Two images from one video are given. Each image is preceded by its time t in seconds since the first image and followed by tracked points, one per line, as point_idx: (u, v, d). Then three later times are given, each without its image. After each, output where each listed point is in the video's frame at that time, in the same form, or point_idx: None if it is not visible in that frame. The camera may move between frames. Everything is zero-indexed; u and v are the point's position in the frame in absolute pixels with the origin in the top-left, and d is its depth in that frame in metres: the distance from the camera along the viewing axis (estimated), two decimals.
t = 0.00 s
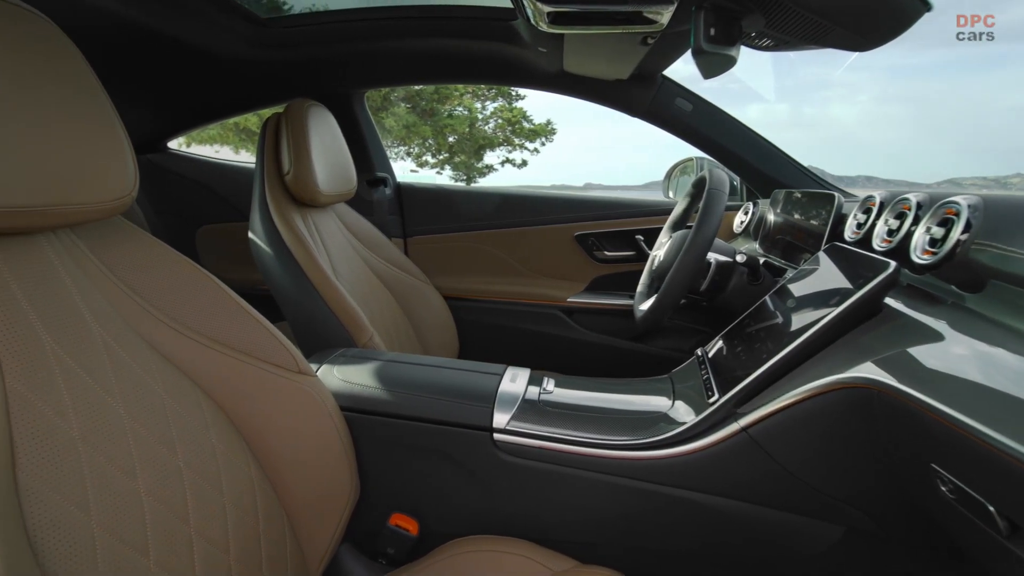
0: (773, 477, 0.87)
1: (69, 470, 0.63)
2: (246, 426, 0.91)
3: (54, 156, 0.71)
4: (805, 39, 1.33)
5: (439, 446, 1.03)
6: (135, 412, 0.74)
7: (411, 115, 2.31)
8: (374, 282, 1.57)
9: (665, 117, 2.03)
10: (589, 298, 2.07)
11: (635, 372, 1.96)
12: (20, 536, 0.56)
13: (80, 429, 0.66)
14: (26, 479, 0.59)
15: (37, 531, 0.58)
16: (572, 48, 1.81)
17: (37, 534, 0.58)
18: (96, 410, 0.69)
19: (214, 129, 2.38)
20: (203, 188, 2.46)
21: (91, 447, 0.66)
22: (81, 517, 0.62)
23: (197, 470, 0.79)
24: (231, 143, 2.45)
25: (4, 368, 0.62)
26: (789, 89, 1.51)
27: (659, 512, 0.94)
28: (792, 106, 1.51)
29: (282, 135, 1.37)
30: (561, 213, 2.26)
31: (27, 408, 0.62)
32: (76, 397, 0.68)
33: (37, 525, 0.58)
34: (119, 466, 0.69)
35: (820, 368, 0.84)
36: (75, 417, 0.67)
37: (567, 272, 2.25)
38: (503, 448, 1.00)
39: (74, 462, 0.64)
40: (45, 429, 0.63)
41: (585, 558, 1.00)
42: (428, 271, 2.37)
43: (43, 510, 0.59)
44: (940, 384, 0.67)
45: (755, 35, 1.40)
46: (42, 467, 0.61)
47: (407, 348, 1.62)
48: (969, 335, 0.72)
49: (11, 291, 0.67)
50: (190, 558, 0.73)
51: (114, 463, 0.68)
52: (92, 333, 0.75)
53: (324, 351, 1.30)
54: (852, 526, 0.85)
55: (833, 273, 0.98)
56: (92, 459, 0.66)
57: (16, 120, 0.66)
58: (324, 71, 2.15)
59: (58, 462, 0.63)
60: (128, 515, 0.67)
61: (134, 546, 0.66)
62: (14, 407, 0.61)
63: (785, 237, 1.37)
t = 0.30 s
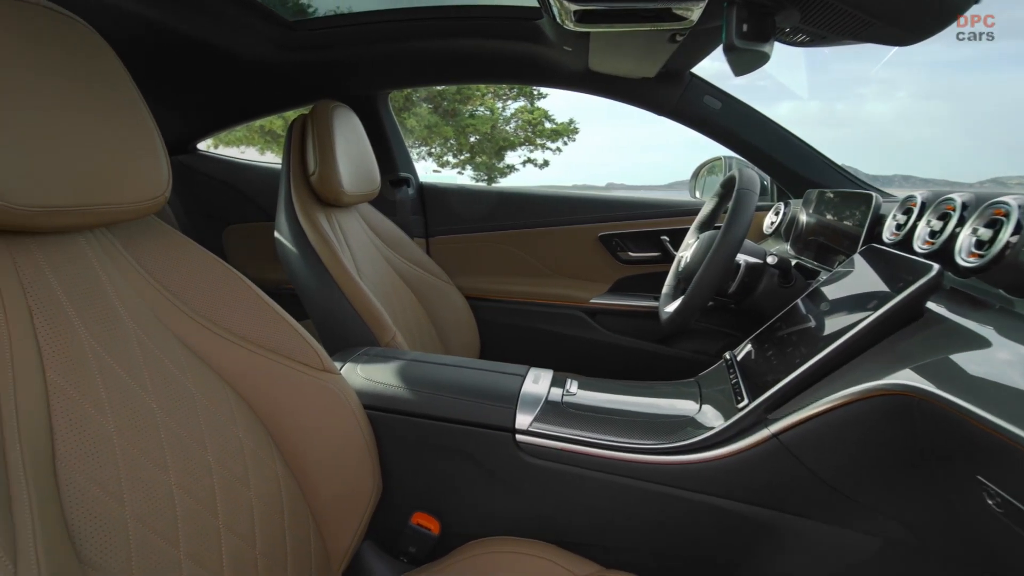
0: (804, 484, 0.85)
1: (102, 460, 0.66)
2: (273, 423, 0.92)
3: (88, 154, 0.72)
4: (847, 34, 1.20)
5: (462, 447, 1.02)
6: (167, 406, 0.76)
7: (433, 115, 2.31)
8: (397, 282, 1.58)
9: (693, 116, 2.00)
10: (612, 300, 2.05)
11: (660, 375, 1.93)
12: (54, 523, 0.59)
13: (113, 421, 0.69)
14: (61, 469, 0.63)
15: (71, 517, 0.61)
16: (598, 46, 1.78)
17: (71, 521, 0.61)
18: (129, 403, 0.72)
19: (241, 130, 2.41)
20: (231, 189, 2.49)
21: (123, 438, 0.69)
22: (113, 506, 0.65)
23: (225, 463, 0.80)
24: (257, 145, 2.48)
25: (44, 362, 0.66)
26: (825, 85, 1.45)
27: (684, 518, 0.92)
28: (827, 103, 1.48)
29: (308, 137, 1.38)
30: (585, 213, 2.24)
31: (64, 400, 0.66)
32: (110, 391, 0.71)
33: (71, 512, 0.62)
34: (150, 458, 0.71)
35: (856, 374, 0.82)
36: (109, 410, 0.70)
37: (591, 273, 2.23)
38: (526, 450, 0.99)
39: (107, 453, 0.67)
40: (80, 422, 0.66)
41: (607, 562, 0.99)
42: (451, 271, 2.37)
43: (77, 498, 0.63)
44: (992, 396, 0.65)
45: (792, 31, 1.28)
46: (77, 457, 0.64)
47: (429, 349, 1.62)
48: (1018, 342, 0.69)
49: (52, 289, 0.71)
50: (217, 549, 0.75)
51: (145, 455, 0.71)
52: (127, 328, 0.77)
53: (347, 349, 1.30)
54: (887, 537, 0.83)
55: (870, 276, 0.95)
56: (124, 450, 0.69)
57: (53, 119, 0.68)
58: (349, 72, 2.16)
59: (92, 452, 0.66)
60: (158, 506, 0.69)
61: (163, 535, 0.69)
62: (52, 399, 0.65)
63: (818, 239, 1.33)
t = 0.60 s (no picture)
0: (834, 493, 0.83)
1: (133, 455, 0.68)
2: (295, 421, 0.93)
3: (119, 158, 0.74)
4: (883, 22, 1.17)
5: (482, 448, 1.01)
6: (193, 402, 0.78)
7: (452, 115, 2.31)
8: (417, 282, 1.58)
9: (720, 114, 1.97)
10: (632, 301, 2.03)
11: (681, 378, 1.91)
12: (89, 514, 0.61)
13: (142, 417, 0.71)
14: (95, 461, 0.64)
15: (105, 509, 0.63)
16: (622, 44, 1.77)
17: (104, 512, 0.63)
18: (157, 399, 0.73)
19: (264, 131, 2.44)
20: (254, 189, 2.52)
21: (153, 433, 0.71)
22: (142, 498, 0.67)
23: (248, 459, 0.82)
24: (278, 145, 2.51)
25: (78, 359, 0.68)
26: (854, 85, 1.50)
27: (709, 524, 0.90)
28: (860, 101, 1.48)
29: (330, 137, 1.38)
30: (606, 213, 2.22)
31: (97, 396, 0.68)
32: (140, 387, 0.72)
33: (105, 503, 0.63)
34: (177, 453, 0.73)
35: (892, 381, 0.79)
36: (139, 405, 0.71)
37: (613, 274, 2.20)
38: (547, 452, 0.98)
39: (136, 447, 0.69)
40: (111, 417, 0.68)
41: (628, 566, 0.97)
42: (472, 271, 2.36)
43: (109, 490, 0.64)
44: None
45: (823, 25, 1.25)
46: (109, 451, 0.66)
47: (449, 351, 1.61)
48: None
49: (86, 287, 0.73)
50: (239, 544, 0.76)
51: (172, 449, 0.72)
52: (156, 325, 0.79)
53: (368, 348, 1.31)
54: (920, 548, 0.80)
55: (906, 279, 0.92)
56: (153, 445, 0.70)
57: (86, 121, 0.69)
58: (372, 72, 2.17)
59: (122, 447, 0.67)
60: (184, 499, 0.71)
61: (189, 529, 0.70)
62: (86, 395, 0.67)
63: (850, 241, 1.30)
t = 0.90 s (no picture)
0: (858, 500, 0.81)
1: (154, 451, 0.68)
2: (310, 419, 0.93)
3: (143, 158, 0.74)
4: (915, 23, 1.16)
5: (496, 449, 1.01)
6: (212, 400, 0.78)
7: (466, 115, 2.30)
8: (431, 282, 1.58)
9: (740, 112, 1.95)
10: (649, 303, 2.00)
11: (698, 381, 1.88)
12: (112, 510, 0.61)
13: (163, 413, 0.71)
14: (118, 457, 0.65)
15: (128, 505, 0.64)
16: (640, 42, 1.75)
17: (127, 508, 0.63)
18: (177, 396, 0.74)
19: (278, 133, 2.40)
20: (270, 189, 2.53)
21: (174, 430, 0.71)
22: (164, 494, 0.67)
23: (265, 457, 0.82)
24: (293, 146, 2.47)
25: (102, 356, 0.69)
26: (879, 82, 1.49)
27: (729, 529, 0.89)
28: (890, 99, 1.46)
29: (346, 138, 1.38)
30: (622, 213, 2.20)
31: (120, 393, 0.68)
32: (161, 385, 0.73)
33: (127, 499, 0.64)
34: (197, 450, 0.73)
35: (919, 386, 0.77)
36: (159, 402, 0.72)
37: (629, 275, 2.18)
38: (561, 454, 0.97)
39: (158, 443, 0.69)
40: (133, 414, 0.68)
41: (644, 570, 0.96)
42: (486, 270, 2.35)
43: (132, 486, 0.65)
44: None
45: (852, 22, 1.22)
46: (132, 448, 0.67)
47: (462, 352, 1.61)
48: None
49: (109, 285, 0.74)
50: (257, 541, 0.76)
51: (193, 446, 0.73)
52: (176, 323, 0.79)
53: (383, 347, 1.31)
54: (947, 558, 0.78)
55: (935, 282, 0.89)
56: (174, 442, 0.71)
57: (109, 120, 0.69)
58: (389, 72, 2.18)
59: (144, 443, 0.68)
60: (203, 496, 0.71)
61: (208, 526, 0.71)
62: (109, 392, 0.68)
63: (874, 242, 1.27)
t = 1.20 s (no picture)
0: (881, 507, 0.79)
1: (172, 449, 0.69)
2: (325, 419, 0.93)
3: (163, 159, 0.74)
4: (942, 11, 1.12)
5: (510, 450, 1.00)
6: (229, 398, 0.78)
7: (479, 115, 2.30)
8: (444, 283, 1.58)
9: (759, 111, 1.92)
10: (664, 304, 2.00)
11: (714, 383, 1.86)
12: (133, 507, 0.62)
13: (180, 412, 0.72)
14: (138, 454, 0.66)
15: (148, 502, 0.64)
16: (657, 40, 1.73)
17: (146, 505, 0.64)
18: (194, 394, 0.74)
19: (292, 133, 2.41)
20: (284, 189, 2.55)
21: (192, 428, 0.72)
22: (182, 491, 0.68)
23: (281, 455, 0.82)
24: (307, 147, 2.48)
25: (123, 355, 0.70)
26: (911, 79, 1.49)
27: (748, 536, 0.87)
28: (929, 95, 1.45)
29: (360, 139, 1.38)
30: (637, 213, 2.18)
31: (139, 391, 0.69)
32: (179, 383, 0.73)
33: (148, 496, 0.65)
34: (214, 448, 0.73)
35: (947, 391, 0.75)
36: (177, 401, 0.72)
37: (643, 275, 2.16)
38: (575, 456, 0.95)
39: (176, 441, 0.70)
40: (152, 412, 0.69)
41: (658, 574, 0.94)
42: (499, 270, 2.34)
43: (152, 483, 0.65)
44: None
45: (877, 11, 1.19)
46: (152, 445, 0.67)
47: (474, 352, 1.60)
48: None
49: (130, 284, 0.74)
50: (273, 539, 0.76)
51: (210, 444, 0.73)
52: (194, 322, 0.79)
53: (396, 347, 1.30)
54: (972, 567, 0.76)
55: (963, 285, 0.87)
56: (191, 440, 0.71)
57: (129, 123, 0.69)
58: (405, 73, 2.18)
59: (162, 441, 0.68)
60: (220, 493, 0.71)
61: (226, 523, 0.71)
62: (129, 390, 0.68)
63: (898, 243, 1.24)
